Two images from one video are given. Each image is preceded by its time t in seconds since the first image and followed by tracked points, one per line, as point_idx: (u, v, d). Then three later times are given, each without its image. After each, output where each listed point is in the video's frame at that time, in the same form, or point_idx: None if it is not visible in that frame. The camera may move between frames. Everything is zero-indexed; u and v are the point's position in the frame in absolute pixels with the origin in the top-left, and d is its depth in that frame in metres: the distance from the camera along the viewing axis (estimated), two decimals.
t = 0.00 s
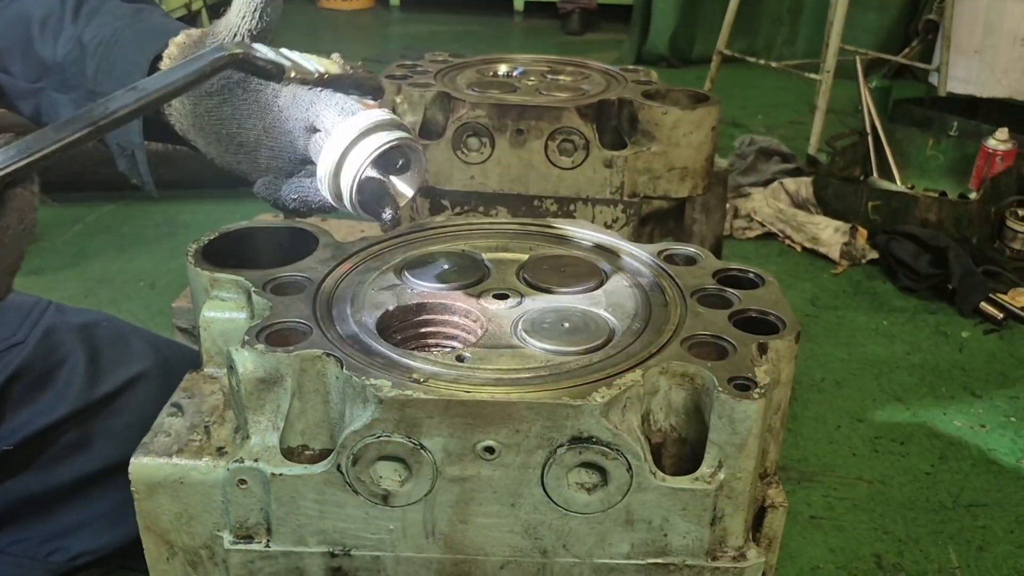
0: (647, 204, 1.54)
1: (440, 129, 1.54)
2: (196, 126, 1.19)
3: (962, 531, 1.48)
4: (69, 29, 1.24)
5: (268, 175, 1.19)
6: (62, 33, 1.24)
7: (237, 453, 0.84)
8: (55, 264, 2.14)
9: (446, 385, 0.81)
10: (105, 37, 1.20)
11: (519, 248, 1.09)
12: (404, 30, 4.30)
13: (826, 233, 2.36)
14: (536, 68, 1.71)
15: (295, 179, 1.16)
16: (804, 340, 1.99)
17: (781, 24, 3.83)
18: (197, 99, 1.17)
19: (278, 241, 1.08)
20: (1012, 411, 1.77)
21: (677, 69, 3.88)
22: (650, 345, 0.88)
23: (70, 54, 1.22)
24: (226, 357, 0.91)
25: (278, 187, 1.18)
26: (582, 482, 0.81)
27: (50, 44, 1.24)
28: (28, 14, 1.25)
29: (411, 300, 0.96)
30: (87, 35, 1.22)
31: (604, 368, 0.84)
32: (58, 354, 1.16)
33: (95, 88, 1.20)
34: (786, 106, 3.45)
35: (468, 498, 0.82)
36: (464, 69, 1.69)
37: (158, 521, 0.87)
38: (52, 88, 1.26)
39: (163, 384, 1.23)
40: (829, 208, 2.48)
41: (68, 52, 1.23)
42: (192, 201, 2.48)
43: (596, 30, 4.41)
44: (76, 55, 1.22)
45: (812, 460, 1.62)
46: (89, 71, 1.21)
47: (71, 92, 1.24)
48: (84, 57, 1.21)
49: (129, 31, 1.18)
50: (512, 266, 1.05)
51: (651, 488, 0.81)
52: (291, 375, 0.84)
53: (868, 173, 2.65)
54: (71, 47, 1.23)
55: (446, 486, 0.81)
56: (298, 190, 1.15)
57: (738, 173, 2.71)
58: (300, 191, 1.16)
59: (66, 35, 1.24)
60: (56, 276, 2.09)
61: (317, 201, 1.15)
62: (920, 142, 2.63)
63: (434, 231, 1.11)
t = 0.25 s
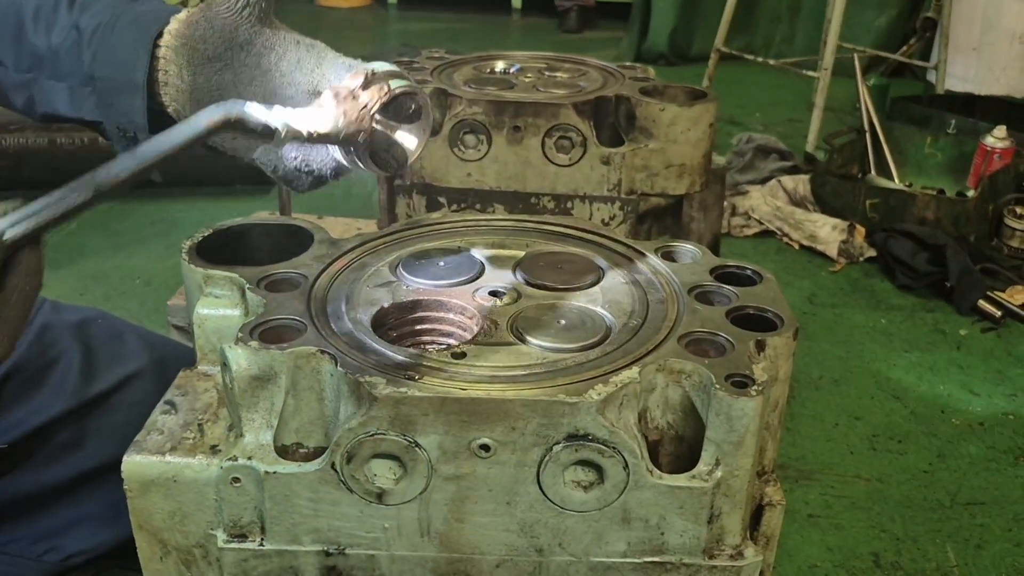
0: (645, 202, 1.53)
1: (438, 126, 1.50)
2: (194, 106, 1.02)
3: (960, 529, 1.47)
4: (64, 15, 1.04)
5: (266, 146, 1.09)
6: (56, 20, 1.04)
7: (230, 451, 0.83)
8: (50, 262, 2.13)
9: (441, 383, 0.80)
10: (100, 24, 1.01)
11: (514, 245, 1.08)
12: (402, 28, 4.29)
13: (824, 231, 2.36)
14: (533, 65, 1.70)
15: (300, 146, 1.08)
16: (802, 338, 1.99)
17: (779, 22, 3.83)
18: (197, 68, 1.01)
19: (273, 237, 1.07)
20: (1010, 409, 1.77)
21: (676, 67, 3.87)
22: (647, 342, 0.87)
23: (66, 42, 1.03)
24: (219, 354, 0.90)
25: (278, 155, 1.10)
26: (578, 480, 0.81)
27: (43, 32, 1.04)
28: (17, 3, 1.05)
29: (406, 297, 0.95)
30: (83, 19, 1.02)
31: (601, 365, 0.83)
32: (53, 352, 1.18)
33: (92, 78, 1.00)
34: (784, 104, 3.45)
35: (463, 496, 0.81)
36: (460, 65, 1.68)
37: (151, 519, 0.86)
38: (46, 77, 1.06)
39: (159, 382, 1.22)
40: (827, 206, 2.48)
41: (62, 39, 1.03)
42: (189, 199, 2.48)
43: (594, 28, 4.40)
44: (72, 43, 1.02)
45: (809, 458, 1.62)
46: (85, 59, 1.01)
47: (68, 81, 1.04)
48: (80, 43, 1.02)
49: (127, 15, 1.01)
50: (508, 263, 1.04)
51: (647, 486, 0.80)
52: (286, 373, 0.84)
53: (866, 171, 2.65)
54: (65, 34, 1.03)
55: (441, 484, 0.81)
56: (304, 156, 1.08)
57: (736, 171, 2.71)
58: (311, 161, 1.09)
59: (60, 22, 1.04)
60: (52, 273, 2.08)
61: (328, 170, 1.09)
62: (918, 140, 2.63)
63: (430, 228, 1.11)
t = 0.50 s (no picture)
0: (646, 200, 1.53)
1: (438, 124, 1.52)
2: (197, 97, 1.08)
3: (964, 528, 1.47)
4: (70, 11, 1.12)
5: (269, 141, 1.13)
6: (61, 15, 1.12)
7: (230, 450, 0.83)
8: (52, 261, 2.13)
9: (441, 381, 0.80)
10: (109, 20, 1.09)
11: (515, 243, 1.08)
12: (404, 27, 4.28)
13: (826, 230, 2.35)
14: (534, 63, 1.70)
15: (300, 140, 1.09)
16: (805, 337, 1.98)
17: (782, 21, 3.82)
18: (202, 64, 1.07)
19: (273, 236, 1.07)
20: (1014, 408, 1.76)
21: (678, 66, 3.87)
22: (649, 339, 0.87)
23: (73, 38, 1.10)
24: (219, 352, 0.90)
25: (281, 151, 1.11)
26: (579, 478, 0.80)
27: (48, 28, 1.12)
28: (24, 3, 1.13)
29: (405, 295, 0.95)
30: (89, 16, 1.11)
31: (602, 363, 0.83)
32: (53, 351, 1.15)
33: (100, 73, 1.09)
34: (786, 102, 3.44)
35: (463, 495, 0.81)
36: (462, 64, 1.68)
37: (150, 518, 0.86)
38: (52, 74, 1.13)
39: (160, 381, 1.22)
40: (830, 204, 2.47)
41: (69, 35, 1.11)
42: (190, 198, 2.47)
43: (596, 27, 4.40)
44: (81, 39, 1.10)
45: (812, 457, 1.61)
46: (94, 54, 1.09)
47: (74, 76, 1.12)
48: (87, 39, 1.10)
49: (133, 12, 1.09)
50: (508, 260, 1.04)
51: (649, 485, 0.80)
52: (285, 371, 0.83)
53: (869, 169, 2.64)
54: (72, 30, 1.11)
55: (441, 483, 0.80)
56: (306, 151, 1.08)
57: (738, 169, 2.70)
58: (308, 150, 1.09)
59: (68, 18, 1.12)
60: (53, 273, 2.08)
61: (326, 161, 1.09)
62: (921, 138, 2.62)
63: (430, 226, 1.10)
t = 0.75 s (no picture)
0: (651, 204, 1.52)
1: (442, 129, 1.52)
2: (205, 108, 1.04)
3: (972, 532, 1.46)
4: (64, 19, 1.08)
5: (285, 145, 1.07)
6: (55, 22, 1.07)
7: (234, 456, 0.83)
8: (57, 267, 2.13)
9: (445, 386, 0.80)
10: (99, 26, 1.04)
11: (519, 247, 1.08)
12: (409, 33, 4.29)
13: (832, 234, 2.35)
14: (539, 67, 1.70)
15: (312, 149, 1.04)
16: (811, 341, 1.98)
17: (786, 24, 3.82)
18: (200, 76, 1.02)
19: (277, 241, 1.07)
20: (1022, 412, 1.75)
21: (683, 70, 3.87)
22: (653, 344, 0.87)
23: (67, 46, 1.05)
24: (223, 358, 0.90)
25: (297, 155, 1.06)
26: (584, 483, 0.80)
27: (46, 36, 1.08)
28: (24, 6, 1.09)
29: (410, 300, 0.95)
30: (82, 23, 1.06)
31: (607, 368, 0.83)
32: (58, 357, 1.15)
33: (91, 82, 1.05)
34: (791, 106, 3.44)
35: (467, 500, 0.81)
36: (466, 69, 1.68)
37: (155, 523, 0.86)
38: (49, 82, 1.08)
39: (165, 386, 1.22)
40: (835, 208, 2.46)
41: (62, 43, 1.06)
42: (196, 204, 2.48)
43: (601, 31, 4.40)
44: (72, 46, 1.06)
45: (819, 462, 1.61)
46: (84, 61, 1.04)
47: (70, 85, 1.07)
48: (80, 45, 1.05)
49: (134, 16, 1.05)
50: (512, 265, 1.04)
51: (653, 489, 0.79)
52: (289, 376, 0.83)
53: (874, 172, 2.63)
54: (65, 38, 1.06)
55: (445, 488, 0.80)
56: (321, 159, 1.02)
57: (743, 173, 2.70)
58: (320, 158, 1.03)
59: (62, 24, 1.07)
60: (59, 278, 2.08)
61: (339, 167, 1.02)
62: (927, 141, 2.61)
63: (434, 230, 1.10)
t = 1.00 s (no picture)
0: (655, 214, 1.53)
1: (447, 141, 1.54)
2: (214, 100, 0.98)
3: (979, 542, 1.46)
4: (82, 24, 1.07)
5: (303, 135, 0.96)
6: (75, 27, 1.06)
7: (241, 468, 0.83)
8: (65, 280, 2.15)
9: (451, 399, 0.80)
10: (117, 30, 1.03)
11: (524, 260, 1.08)
12: (414, 45, 4.31)
13: (836, 243, 2.35)
14: (543, 79, 1.71)
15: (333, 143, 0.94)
16: (816, 351, 1.98)
17: (790, 34, 3.83)
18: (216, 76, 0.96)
19: (283, 254, 1.07)
20: None
21: (687, 79, 3.88)
22: (657, 356, 0.87)
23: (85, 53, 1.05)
24: (230, 370, 0.90)
25: (318, 146, 0.96)
26: (589, 495, 0.80)
27: (64, 43, 1.07)
28: (41, 14, 1.09)
29: (415, 312, 0.95)
30: (100, 28, 1.05)
31: (611, 380, 0.83)
32: (65, 370, 1.16)
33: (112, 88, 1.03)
34: (795, 115, 3.44)
35: (473, 512, 0.81)
36: (470, 81, 1.69)
37: (162, 536, 0.86)
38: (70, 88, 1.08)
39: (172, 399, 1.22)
40: (840, 217, 2.46)
41: (82, 49, 1.05)
42: (203, 216, 2.49)
43: (605, 42, 4.42)
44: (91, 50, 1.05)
45: (825, 472, 1.61)
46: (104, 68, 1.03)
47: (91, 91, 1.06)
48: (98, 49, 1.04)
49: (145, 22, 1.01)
50: (517, 276, 1.04)
51: (659, 501, 0.79)
52: (295, 389, 0.84)
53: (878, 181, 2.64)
54: (85, 43, 1.05)
55: (451, 500, 0.80)
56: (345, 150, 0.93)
57: (748, 183, 2.70)
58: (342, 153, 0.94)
59: (80, 30, 1.06)
60: (68, 291, 2.10)
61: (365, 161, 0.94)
62: (931, 150, 2.61)
63: (440, 242, 1.11)
